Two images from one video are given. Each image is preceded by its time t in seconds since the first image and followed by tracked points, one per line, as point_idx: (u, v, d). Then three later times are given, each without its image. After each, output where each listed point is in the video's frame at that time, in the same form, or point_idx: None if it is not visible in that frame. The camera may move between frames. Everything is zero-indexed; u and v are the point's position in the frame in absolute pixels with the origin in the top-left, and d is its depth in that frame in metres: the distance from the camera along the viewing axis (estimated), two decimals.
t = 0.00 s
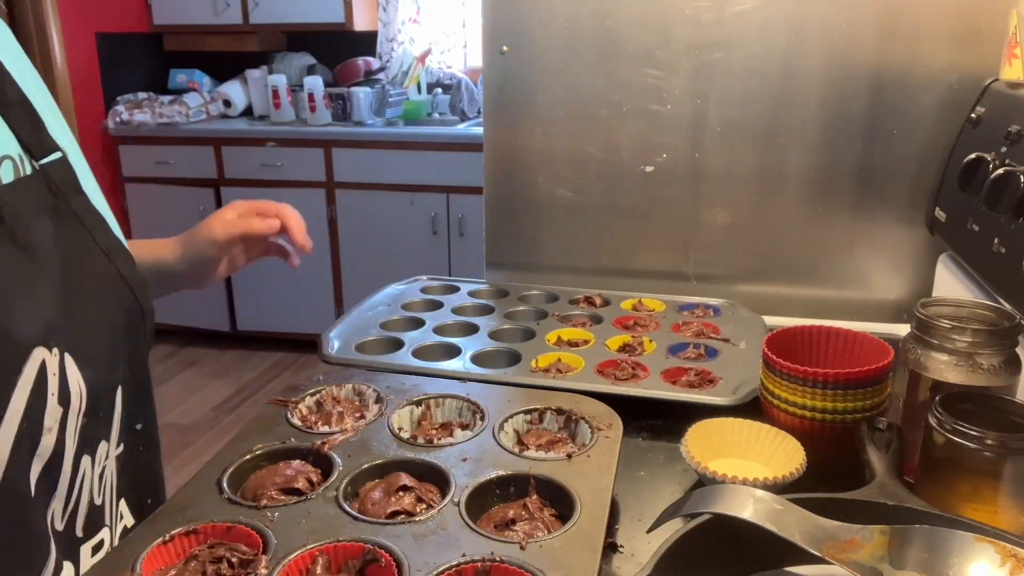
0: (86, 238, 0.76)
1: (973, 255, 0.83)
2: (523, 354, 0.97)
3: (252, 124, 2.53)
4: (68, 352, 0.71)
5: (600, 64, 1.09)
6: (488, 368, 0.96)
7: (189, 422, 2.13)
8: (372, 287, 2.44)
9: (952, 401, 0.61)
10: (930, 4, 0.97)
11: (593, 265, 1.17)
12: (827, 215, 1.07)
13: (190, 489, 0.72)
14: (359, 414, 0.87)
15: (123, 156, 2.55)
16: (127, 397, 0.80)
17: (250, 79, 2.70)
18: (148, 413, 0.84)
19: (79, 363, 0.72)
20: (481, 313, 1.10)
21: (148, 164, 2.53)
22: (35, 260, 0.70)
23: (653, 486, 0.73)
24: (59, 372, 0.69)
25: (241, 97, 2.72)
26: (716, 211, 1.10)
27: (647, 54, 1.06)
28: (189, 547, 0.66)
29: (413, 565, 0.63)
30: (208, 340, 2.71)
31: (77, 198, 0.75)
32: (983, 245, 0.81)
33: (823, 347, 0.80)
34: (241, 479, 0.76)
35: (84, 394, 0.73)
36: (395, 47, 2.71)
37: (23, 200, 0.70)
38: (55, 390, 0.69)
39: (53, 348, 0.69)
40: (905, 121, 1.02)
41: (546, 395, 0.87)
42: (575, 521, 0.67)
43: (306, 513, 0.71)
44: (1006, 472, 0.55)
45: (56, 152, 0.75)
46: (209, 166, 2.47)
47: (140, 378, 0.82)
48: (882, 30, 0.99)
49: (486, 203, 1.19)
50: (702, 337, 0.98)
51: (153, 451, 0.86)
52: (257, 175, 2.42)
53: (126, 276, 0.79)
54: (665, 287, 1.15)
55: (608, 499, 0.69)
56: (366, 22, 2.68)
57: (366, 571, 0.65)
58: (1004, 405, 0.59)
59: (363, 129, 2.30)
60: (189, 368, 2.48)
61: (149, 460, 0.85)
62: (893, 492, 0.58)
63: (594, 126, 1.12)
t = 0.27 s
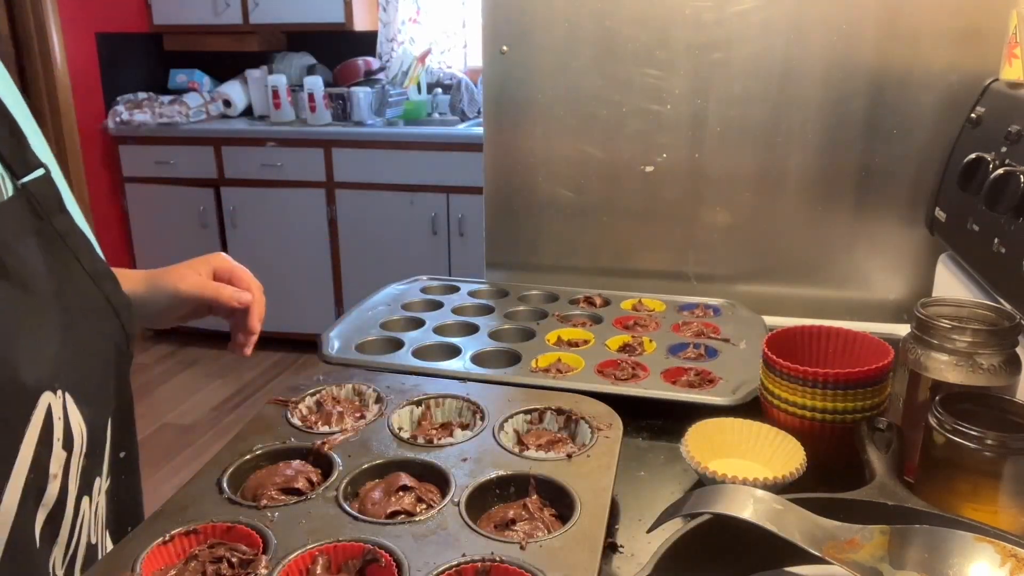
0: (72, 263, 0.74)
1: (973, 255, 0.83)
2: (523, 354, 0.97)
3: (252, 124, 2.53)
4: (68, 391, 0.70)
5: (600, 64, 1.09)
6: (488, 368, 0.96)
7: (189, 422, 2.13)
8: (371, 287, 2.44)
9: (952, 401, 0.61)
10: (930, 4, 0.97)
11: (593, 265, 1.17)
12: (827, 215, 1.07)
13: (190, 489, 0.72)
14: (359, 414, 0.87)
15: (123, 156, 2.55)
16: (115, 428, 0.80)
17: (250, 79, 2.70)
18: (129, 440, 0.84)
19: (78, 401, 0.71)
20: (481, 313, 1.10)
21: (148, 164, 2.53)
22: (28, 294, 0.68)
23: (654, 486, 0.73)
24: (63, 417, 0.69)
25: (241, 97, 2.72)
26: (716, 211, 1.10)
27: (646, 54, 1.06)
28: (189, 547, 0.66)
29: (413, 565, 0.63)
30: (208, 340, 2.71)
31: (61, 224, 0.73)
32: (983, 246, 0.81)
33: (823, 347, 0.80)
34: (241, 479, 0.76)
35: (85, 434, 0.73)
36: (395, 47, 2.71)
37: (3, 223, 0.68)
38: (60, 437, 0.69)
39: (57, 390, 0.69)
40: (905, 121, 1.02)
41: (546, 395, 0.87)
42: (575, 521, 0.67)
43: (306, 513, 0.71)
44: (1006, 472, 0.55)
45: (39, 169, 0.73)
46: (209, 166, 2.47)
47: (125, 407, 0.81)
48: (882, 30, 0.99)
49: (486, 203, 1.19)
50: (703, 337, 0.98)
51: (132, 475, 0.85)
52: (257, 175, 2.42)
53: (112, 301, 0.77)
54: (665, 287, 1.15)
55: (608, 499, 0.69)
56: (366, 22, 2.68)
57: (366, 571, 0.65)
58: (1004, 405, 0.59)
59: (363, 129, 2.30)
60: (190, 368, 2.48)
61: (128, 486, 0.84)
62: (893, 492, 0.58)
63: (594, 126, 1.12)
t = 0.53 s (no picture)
0: (43, 276, 0.64)
1: (972, 255, 0.83)
2: (523, 354, 0.97)
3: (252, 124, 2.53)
4: (34, 416, 0.61)
5: (600, 64, 1.09)
6: (488, 368, 0.96)
7: (189, 422, 2.13)
8: (371, 286, 2.44)
9: (952, 401, 0.61)
10: (930, 4, 0.97)
11: (593, 265, 1.17)
12: (827, 215, 1.07)
13: (190, 489, 0.72)
14: (359, 414, 0.87)
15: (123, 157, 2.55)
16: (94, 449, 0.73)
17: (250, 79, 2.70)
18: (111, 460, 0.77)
19: (46, 428, 0.62)
20: (481, 313, 1.10)
21: (148, 164, 2.53)
22: None
23: (654, 486, 0.73)
24: (23, 444, 0.59)
25: (241, 97, 2.72)
26: (716, 211, 1.10)
27: (646, 54, 1.06)
28: (189, 547, 0.66)
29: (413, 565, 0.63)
30: (208, 340, 2.71)
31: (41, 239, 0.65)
32: (983, 246, 0.81)
33: (823, 347, 0.80)
34: (241, 479, 0.76)
35: (54, 463, 0.63)
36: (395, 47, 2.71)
37: None
38: (18, 467, 0.59)
39: (16, 414, 0.59)
40: (906, 121, 1.02)
41: (546, 395, 0.87)
42: (575, 521, 0.67)
43: (306, 513, 0.71)
44: (1006, 472, 0.55)
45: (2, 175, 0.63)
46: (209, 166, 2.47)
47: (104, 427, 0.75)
48: (882, 29, 0.99)
49: (486, 203, 1.19)
50: (703, 337, 0.98)
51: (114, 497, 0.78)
52: (257, 175, 2.42)
53: (87, 316, 0.67)
54: (665, 287, 1.15)
55: (608, 500, 0.69)
56: (366, 22, 2.68)
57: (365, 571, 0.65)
58: (1004, 405, 0.59)
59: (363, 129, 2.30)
60: (190, 368, 2.48)
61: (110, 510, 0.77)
62: (893, 492, 0.58)
63: (594, 126, 1.11)
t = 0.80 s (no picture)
0: None
1: (972, 256, 0.83)
2: (524, 354, 0.97)
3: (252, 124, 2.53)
4: None
5: (600, 64, 1.09)
6: (488, 368, 0.96)
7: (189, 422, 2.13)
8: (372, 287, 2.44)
9: (952, 401, 0.61)
10: (930, 4, 0.97)
11: (594, 265, 1.18)
12: (827, 215, 1.07)
13: (190, 489, 0.72)
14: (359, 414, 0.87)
15: (123, 157, 2.55)
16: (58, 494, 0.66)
17: (250, 79, 2.70)
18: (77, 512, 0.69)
19: None
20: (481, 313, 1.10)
21: (148, 165, 2.53)
22: None
23: (654, 486, 0.73)
24: None
25: (241, 97, 2.72)
26: (716, 211, 1.10)
27: (646, 54, 1.06)
28: (189, 547, 0.66)
29: (413, 565, 0.63)
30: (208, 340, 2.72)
31: (9, 256, 0.56)
32: (982, 246, 0.81)
33: (824, 347, 0.80)
34: (241, 480, 0.76)
35: None
36: (395, 47, 2.71)
37: None
38: None
39: None
40: (906, 120, 1.02)
41: (546, 395, 0.87)
42: (575, 522, 0.67)
43: (307, 513, 0.71)
44: (1006, 472, 0.55)
45: None
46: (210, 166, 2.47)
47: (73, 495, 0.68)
48: (882, 29, 0.99)
49: (486, 203, 1.19)
50: (703, 337, 0.98)
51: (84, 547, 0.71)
52: (257, 175, 2.42)
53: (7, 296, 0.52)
54: (665, 287, 1.15)
55: (608, 500, 0.69)
56: (366, 22, 2.69)
57: (366, 571, 0.65)
58: (1004, 405, 0.59)
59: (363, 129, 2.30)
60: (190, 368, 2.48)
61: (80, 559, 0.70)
62: (893, 492, 0.58)
63: (594, 126, 1.12)
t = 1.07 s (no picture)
0: None
1: (972, 256, 0.83)
2: (524, 354, 0.97)
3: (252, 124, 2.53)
4: None
5: (600, 64, 1.09)
6: (488, 368, 0.96)
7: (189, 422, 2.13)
8: (372, 286, 2.44)
9: (952, 401, 0.61)
10: (929, 4, 0.97)
11: (594, 265, 1.18)
12: (827, 215, 1.07)
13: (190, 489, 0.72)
14: (359, 414, 0.87)
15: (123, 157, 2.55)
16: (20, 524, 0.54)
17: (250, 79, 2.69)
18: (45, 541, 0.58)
19: None
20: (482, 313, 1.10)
21: (148, 164, 2.53)
22: None
23: (654, 486, 0.73)
24: None
25: (241, 97, 2.72)
26: (717, 211, 1.10)
27: (646, 55, 1.06)
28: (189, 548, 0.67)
29: (414, 565, 0.63)
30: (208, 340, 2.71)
31: None
32: (982, 245, 0.81)
33: (824, 347, 0.80)
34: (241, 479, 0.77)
35: None
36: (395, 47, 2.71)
37: None
38: None
39: None
40: (906, 121, 1.02)
41: (546, 395, 0.87)
42: (576, 521, 0.67)
43: (307, 513, 0.71)
44: (1006, 472, 0.55)
45: None
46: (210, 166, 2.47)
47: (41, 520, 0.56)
48: (882, 29, 0.99)
49: (486, 203, 1.19)
50: (703, 337, 0.98)
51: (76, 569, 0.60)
52: (257, 175, 2.42)
53: None
54: (665, 287, 1.15)
55: (608, 500, 0.69)
56: (366, 22, 2.68)
57: (366, 571, 0.66)
58: (1004, 405, 0.59)
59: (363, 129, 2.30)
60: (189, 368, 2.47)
61: None
62: (893, 492, 0.58)
63: (594, 126, 1.11)
